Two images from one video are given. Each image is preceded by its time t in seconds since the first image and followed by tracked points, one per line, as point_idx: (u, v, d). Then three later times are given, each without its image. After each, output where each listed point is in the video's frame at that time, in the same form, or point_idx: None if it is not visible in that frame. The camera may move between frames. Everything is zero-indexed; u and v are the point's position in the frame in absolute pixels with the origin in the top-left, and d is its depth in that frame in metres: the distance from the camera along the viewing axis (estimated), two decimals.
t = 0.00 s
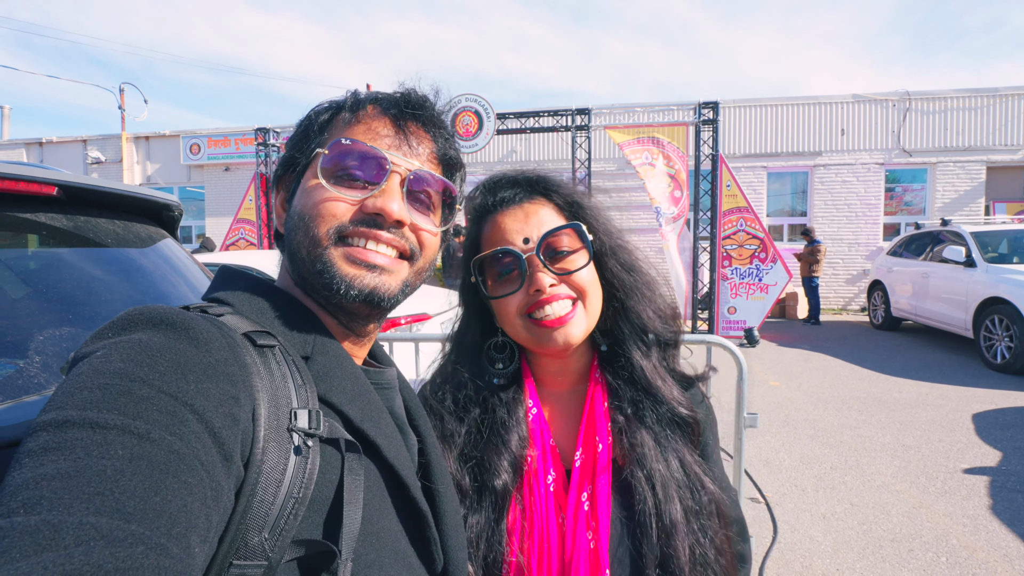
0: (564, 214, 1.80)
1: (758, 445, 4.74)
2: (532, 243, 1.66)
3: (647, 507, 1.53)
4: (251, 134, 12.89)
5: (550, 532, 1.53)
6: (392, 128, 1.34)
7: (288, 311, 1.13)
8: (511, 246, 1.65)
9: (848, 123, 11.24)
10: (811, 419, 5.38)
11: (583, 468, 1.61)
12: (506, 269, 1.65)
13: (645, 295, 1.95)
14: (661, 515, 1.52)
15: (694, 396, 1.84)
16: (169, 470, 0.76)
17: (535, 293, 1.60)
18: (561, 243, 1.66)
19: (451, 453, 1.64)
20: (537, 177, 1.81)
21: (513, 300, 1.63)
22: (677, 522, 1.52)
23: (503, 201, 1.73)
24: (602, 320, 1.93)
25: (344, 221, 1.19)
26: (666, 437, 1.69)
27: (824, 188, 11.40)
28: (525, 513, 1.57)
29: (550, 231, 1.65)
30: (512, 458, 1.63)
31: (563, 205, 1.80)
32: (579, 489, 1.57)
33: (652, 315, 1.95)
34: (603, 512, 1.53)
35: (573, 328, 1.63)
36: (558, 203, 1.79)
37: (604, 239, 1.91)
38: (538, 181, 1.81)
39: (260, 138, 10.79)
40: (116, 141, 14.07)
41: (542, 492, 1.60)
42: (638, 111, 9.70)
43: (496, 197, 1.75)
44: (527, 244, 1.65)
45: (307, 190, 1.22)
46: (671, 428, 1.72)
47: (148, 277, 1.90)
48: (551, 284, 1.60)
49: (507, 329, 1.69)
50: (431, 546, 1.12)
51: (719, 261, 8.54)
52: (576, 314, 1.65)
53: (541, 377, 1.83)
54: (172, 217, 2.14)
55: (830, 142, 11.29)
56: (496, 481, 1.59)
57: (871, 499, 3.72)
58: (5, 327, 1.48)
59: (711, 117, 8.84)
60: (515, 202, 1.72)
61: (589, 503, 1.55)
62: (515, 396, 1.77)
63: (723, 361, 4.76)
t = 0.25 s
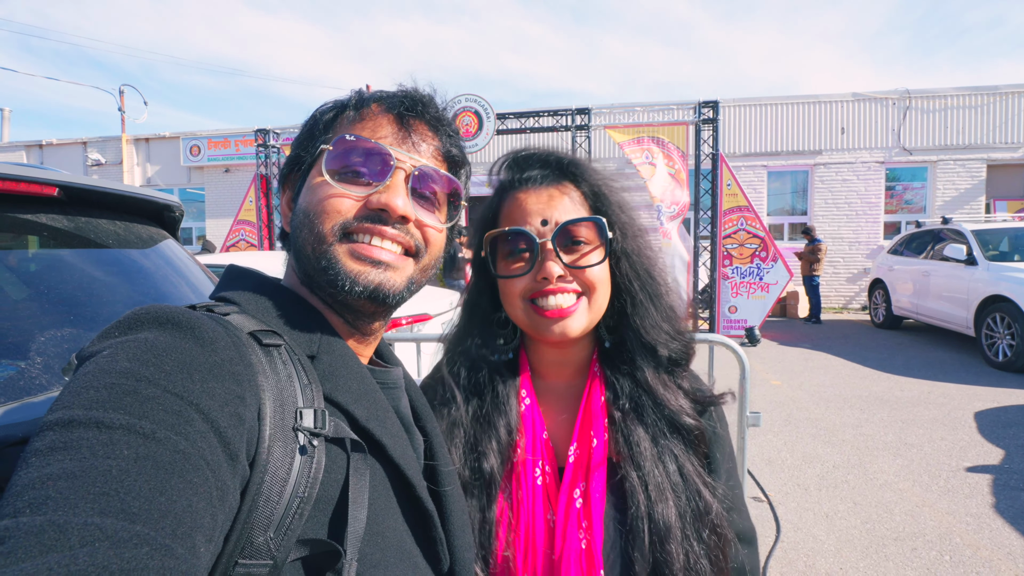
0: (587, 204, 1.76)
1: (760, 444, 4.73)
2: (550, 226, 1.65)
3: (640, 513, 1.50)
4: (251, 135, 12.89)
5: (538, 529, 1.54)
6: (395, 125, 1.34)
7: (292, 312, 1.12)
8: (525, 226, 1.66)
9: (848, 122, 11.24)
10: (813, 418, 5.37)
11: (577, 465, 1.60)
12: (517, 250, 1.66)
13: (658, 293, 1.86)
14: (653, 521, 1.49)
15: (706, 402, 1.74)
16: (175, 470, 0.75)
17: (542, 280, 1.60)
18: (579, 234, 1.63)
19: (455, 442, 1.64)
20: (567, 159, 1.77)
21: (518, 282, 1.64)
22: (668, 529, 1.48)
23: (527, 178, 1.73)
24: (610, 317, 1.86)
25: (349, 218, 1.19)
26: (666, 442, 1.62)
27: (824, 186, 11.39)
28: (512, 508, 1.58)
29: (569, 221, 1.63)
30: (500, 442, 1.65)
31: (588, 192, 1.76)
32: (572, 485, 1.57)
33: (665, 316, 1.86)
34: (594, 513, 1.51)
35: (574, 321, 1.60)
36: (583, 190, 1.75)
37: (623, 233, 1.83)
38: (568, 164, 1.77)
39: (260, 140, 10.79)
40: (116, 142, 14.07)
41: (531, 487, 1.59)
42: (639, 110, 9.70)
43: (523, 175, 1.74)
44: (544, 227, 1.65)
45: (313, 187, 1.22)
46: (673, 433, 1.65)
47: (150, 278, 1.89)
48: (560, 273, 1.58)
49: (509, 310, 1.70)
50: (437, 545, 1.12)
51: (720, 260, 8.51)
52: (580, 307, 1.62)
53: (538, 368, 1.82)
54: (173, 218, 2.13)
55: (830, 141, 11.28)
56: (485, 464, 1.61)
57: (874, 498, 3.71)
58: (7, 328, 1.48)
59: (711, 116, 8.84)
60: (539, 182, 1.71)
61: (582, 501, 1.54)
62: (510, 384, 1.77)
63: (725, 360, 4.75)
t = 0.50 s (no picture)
0: (597, 230, 1.69)
1: (760, 443, 4.73)
2: (551, 243, 1.63)
3: (630, 541, 1.46)
4: (249, 135, 12.87)
5: (521, 541, 1.52)
6: (399, 124, 1.33)
7: (293, 307, 1.11)
8: (527, 238, 1.65)
9: (847, 120, 11.24)
10: (813, 416, 5.37)
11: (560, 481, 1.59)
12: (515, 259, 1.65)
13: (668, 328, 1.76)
14: (646, 553, 1.46)
15: (715, 445, 1.65)
16: (174, 470, 0.74)
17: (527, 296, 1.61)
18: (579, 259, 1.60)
19: (454, 438, 1.63)
20: (584, 179, 1.68)
21: (510, 289, 1.65)
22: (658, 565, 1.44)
23: (544, 189, 1.68)
24: (613, 345, 1.78)
25: (352, 214, 1.18)
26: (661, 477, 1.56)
27: (823, 185, 11.39)
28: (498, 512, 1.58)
29: (571, 246, 1.61)
30: (488, 447, 1.64)
31: (601, 218, 1.68)
32: (556, 500, 1.55)
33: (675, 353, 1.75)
34: (578, 527, 1.49)
35: (550, 342, 1.60)
36: (596, 216, 1.67)
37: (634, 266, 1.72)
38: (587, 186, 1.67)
39: (258, 139, 10.77)
40: (114, 142, 14.04)
41: (515, 496, 1.58)
42: (638, 109, 9.68)
43: (540, 184, 1.69)
44: (545, 242, 1.63)
45: (317, 183, 1.22)
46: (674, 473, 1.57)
47: (148, 277, 1.88)
48: (544, 294, 1.58)
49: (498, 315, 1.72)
50: (440, 545, 1.11)
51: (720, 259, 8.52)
52: (558, 328, 1.61)
53: (530, 381, 1.80)
54: (171, 216, 2.12)
55: (829, 140, 11.29)
56: (473, 461, 1.62)
57: (874, 496, 3.71)
58: (4, 327, 1.47)
59: (711, 115, 8.84)
60: (553, 195, 1.66)
61: (565, 518, 1.51)
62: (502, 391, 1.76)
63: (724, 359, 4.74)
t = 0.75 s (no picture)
0: (590, 223, 1.71)
1: (761, 442, 4.73)
2: (546, 239, 1.62)
3: (638, 526, 1.46)
4: (248, 137, 12.86)
5: (527, 535, 1.51)
6: (398, 128, 1.33)
7: (294, 313, 1.11)
8: (521, 236, 1.64)
9: (846, 119, 11.25)
10: (814, 415, 5.37)
11: (564, 475, 1.58)
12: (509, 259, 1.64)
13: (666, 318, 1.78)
14: (652, 539, 1.44)
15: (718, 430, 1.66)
16: (174, 475, 0.74)
17: (525, 294, 1.59)
18: (575, 254, 1.60)
19: (456, 440, 1.63)
20: (575, 173, 1.71)
21: (505, 289, 1.63)
22: (668, 550, 1.42)
23: (533, 186, 1.69)
24: (612, 336, 1.80)
25: (351, 222, 1.18)
26: (667, 463, 1.57)
27: (822, 184, 11.40)
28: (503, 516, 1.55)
29: (567, 242, 1.60)
30: (491, 442, 1.65)
31: (594, 210, 1.71)
32: (561, 493, 1.55)
33: (675, 341, 1.78)
34: (584, 518, 1.48)
35: (551, 342, 1.59)
36: (588, 208, 1.70)
37: (629, 256, 1.74)
38: (578, 179, 1.71)
39: (257, 141, 10.76)
40: (112, 144, 14.03)
41: (521, 492, 1.57)
42: (637, 109, 9.68)
43: (530, 181, 1.71)
44: (539, 240, 1.62)
45: (317, 191, 1.21)
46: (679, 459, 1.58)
47: (149, 280, 1.88)
48: (543, 292, 1.57)
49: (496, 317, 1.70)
50: (443, 550, 1.10)
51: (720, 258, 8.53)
52: (559, 327, 1.60)
53: (531, 376, 1.80)
54: (172, 219, 2.12)
55: (828, 139, 11.30)
56: (475, 463, 1.62)
57: (876, 495, 3.71)
58: (5, 331, 1.46)
59: (709, 114, 8.85)
60: (543, 192, 1.68)
61: (570, 509, 1.51)
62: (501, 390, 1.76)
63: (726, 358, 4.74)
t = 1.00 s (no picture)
0: (595, 214, 1.72)
1: (762, 438, 4.74)
2: (552, 234, 1.62)
3: (640, 513, 1.47)
4: (248, 133, 12.84)
5: (531, 529, 1.53)
6: (408, 130, 1.32)
7: (304, 313, 1.12)
8: (524, 229, 1.63)
9: (847, 114, 11.22)
10: (814, 411, 5.38)
11: (570, 466, 1.59)
12: (519, 255, 1.64)
13: (670, 307, 1.79)
14: (657, 526, 1.46)
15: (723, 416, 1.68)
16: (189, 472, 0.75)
17: (535, 288, 1.59)
18: (580, 246, 1.61)
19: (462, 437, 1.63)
20: (578, 165, 1.72)
21: (514, 286, 1.63)
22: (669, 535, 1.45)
23: (536, 179, 1.69)
24: (617, 327, 1.81)
25: (360, 230, 1.19)
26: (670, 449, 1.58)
27: (823, 179, 11.39)
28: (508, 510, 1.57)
29: (572, 233, 1.61)
30: (499, 434, 1.66)
31: (596, 202, 1.71)
32: (565, 485, 1.56)
33: (677, 329, 1.80)
34: (589, 510, 1.50)
35: (563, 337, 1.60)
36: (592, 200, 1.71)
37: (631, 245, 1.76)
38: (579, 171, 1.71)
39: (257, 137, 10.75)
40: (112, 141, 14.02)
41: (525, 486, 1.58)
42: (638, 105, 9.66)
43: (531, 175, 1.70)
44: (544, 235, 1.61)
45: (325, 198, 1.22)
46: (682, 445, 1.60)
47: (152, 277, 1.88)
48: (553, 283, 1.56)
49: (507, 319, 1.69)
50: (452, 545, 1.11)
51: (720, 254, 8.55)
52: (569, 324, 1.61)
53: (536, 372, 1.79)
54: (174, 216, 2.12)
55: (829, 134, 11.28)
56: (482, 459, 1.62)
57: (877, 490, 3.72)
58: (11, 329, 1.47)
59: (710, 110, 8.85)
60: (546, 186, 1.67)
61: (575, 501, 1.53)
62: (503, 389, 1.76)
63: (727, 354, 4.75)
